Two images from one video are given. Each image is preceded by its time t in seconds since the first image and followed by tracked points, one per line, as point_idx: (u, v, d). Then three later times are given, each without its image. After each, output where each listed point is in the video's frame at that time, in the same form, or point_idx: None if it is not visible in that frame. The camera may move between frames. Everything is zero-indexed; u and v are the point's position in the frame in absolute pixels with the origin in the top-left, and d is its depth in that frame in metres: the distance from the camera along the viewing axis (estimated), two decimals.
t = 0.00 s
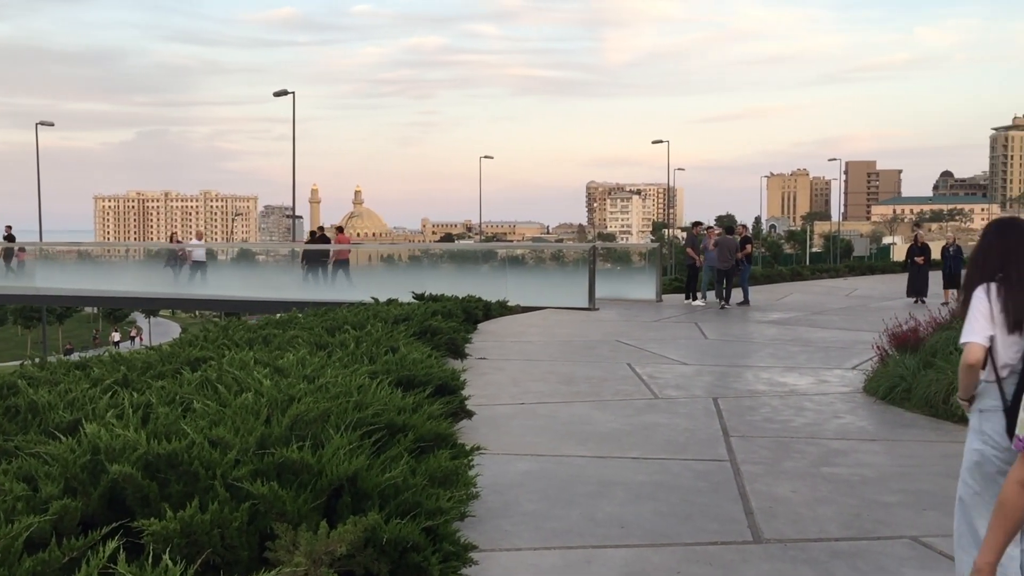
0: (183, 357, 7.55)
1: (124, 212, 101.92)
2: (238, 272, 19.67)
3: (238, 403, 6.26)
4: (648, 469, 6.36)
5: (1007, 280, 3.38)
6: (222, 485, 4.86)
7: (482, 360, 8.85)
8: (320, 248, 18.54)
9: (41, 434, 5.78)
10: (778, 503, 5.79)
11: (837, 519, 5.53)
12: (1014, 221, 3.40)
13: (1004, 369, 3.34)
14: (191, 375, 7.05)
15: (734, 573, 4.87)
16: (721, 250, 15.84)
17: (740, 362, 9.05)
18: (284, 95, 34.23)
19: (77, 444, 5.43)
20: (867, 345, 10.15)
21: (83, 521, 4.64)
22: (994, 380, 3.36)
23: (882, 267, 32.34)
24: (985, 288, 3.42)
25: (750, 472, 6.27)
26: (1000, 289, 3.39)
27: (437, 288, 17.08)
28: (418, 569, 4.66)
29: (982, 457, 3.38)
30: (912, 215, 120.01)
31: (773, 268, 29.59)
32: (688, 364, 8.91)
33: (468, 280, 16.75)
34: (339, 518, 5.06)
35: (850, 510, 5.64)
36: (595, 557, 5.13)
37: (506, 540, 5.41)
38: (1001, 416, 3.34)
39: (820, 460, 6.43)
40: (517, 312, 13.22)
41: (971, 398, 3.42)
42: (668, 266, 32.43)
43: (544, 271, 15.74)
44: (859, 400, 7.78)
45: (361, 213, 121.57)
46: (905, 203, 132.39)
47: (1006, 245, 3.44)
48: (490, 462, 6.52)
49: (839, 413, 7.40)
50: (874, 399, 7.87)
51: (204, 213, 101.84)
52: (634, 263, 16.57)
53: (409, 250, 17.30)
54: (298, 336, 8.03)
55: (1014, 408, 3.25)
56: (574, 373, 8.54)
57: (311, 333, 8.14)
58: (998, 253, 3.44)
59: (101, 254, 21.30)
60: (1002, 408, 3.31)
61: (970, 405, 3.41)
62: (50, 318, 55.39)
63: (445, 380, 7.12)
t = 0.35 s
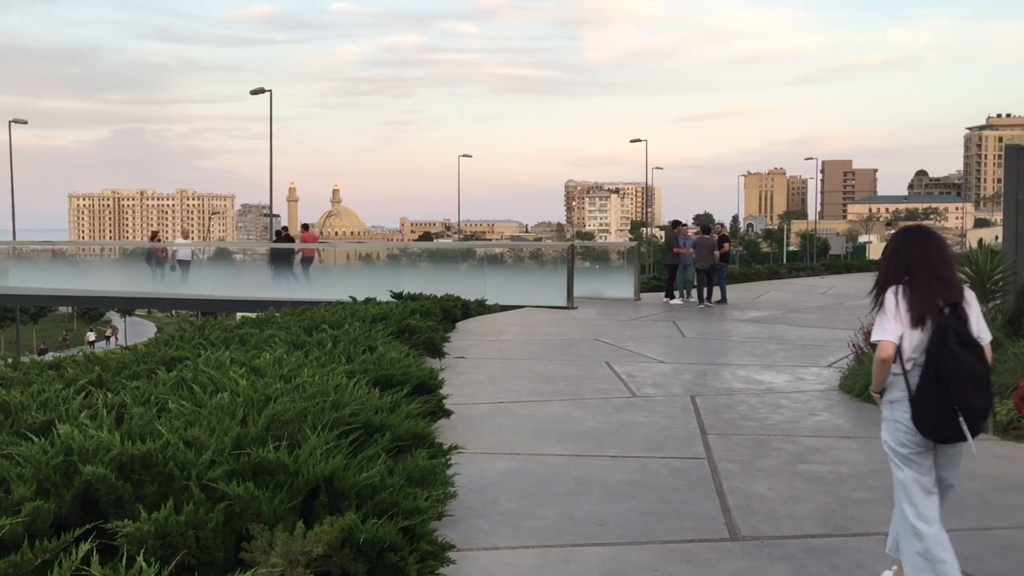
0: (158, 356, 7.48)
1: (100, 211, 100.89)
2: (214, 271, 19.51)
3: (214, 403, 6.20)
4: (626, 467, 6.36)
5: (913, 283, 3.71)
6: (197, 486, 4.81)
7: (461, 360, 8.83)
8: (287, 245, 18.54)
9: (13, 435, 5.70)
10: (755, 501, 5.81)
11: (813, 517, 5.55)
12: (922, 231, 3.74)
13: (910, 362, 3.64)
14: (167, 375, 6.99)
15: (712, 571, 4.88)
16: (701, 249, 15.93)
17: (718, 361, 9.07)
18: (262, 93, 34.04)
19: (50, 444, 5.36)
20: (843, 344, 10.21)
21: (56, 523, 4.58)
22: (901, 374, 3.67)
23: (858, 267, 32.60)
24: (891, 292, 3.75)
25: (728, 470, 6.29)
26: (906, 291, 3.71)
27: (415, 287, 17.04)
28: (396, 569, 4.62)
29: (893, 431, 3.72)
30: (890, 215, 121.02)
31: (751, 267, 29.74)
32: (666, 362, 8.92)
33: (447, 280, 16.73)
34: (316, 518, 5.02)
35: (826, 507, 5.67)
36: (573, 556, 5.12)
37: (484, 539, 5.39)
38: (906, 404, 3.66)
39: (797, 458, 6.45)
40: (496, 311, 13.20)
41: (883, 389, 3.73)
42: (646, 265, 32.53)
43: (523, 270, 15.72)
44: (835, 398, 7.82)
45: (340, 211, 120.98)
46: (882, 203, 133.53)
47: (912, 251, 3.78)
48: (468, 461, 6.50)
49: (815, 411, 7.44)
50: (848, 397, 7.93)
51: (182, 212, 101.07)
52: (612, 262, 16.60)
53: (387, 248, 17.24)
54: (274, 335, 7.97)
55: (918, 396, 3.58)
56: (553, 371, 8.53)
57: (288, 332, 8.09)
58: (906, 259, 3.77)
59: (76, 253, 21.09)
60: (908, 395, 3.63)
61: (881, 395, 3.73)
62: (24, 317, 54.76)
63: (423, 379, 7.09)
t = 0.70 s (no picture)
0: (129, 355, 7.39)
1: (72, 209, 99.69)
2: (186, 269, 19.31)
3: (185, 402, 6.14)
4: (600, 464, 6.38)
5: (833, 270, 4.03)
6: (167, 486, 4.75)
7: (435, 357, 8.80)
8: (251, 244, 18.43)
9: None
10: (728, 497, 5.84)
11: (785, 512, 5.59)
12: (839, 221, 4.04)
13: (832, 341, 3.98)
14: (137, 374, 6.92)
15: (684, 567, 4.90)
16: (680, 245, 16.11)
17: (692, 358, 9.11)
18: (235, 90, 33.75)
19: (18, 445, 5.28)
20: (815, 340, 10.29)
21: (23, 525, 4.51)
22: (824, 351, 4.00)
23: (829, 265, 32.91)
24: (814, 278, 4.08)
25: (701, 466, 6.32)
26: (827, 277, 4.04)
27: (390, 285, 17.00)
28: (369, 568, 4.59)
29: (808, 407, 4.09)
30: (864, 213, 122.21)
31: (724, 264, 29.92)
32: (641, 360, 8.95)
33: (421, 278, 16.70)
34: (288, 518, 4.99)
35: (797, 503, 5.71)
36: (547, 553, 5.12)
37: (458, 537, 5.38)
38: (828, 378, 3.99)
39: (769, 454, 6.50)
40: (471, 309, 13.16)
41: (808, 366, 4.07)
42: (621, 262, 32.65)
43: (498, 267, 15.70)
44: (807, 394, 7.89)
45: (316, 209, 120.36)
46: (857, 202, 134.80)
47: (832, 240, 4.09)
48: (443, 459, 6.48)
49: (788, 407, 7.49)
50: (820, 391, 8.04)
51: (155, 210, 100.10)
52: (587, 259, 16.62)
53: (363, 246, 17.19)
54: (247, 334, 7.90)
55: (837, 372, 3.91)
56: (527, 369, 8.53)
57: (261, 330, 8.03)
58: (827, 248, 4.09)
59: (46, 251, 20.84)
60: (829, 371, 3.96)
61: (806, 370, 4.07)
62: None
63: (397, 377, 7.06)
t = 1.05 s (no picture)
0: (97, 354, 7.30)
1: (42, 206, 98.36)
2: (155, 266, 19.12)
3: (154, 400, 6.08)
4: (573, 461, 6.39)
5: (752, 260, 4.44)
6: (135, 485, 4.70)
7: (408, 355, 8.77)
8: (210, 240, 18.33)
9: None
10: (699, 493, 5.87)
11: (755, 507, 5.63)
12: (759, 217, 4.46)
13: (748, 324, 4.40)
14: (106, 373, 6.83)
15: (656, 563, 4.92)
16: (658, 243, 16.11)
17: (664, 354, 9.15)
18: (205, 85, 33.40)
19: None
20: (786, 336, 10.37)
21: None
22: (742, 334, 4.44)
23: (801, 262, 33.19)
24: (736, 267, 4.48)
25: (673, 462, 6.34)
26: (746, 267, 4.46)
27: (363, 282, 16.97)
28: (340, 567, 4.56)
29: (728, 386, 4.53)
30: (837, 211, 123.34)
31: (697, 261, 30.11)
32: (613, 357, 8.97)
33: (394, 275, 16.68)
34: (259, 517, 4.95)
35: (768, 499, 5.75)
36: (520, 550, 5.12)
37: (430, 535, 5.36)
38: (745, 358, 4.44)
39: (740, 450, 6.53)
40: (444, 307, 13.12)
41: (727, 344, 4.51)
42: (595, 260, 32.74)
43: (472, 264, 15.68)
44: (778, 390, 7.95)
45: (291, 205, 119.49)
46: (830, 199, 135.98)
47: (753, 233, 4.51)
48: (415, 457, 6.46)
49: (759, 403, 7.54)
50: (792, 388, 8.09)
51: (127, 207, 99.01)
52: (561, 256, 16.63)
53: (335, 244, 17.11)
54: (218, 331, 7.83)
55: (751, 353, 4.36)
56: (500, 366, 8.52)
57: (232, 328, 7.96)
58: (750, 240, 4.48)
59: (13, 249, 20.54)
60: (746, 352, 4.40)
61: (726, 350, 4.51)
62: None
63: (369, 375, 7.03)
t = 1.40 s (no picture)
0: (65, 352, 7.20)
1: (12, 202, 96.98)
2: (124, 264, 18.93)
3: (123, 399, 6.00)
4: (546, 458, 6.38)
5: (693, 259, 4.80)
6: (103, 484, 4.63)
7: (381, 352, 8.73)
8: (167, 236, 18.27)
9: None
10: (672, 489, 5.89)
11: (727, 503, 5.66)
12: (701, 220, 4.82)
13: (688, 319, 4.79)
14: (74, 371, 6.74)
15: (628, 559, 4.93)
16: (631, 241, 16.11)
17: (637, 351, 9.17)
18: (176, 81, 33.01)
19: None
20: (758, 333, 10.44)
21: None
22: (682, 329, 4.83)
23: (773, 260, 33.45)
24: (678, 265, 4.84)
25: (645, 459, 6.36)
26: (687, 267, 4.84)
27: (335, 280, 16.87)
28: (312, 565, 4.52)
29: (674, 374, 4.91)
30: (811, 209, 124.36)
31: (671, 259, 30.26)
32: (587, 353, 8.98)
33: (367, 273, 16.60)
34: (229, 515, 4.90)
35: (739, 494, 5.78)
36: (493, 547, 5.11)
37: (403, 533, 5.34)
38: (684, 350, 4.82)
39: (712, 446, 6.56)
40: (418, 304, 13.08)
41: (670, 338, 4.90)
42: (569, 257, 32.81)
43: (445, 261, 15.66)
44: (750, 387, 8.00)
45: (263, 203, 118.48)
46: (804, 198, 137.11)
47: (696, 236, 4.88)
48: (387, 455, 6.43)
49: (731, 400, 7.59)
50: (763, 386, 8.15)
51: (99, 204, 97.85)
52: (535, 253, 16.63)
53: (308, 240, 17.03)
54: (189, 329, 7.76)
55: (690, 346, 4.75)
56: (474, 363, 8.51)
57: (203, 325, 7.88)
58: (692, 241, 4.83)
59: None
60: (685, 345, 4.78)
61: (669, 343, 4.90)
62: None
63: (342, 372, 6.99)
